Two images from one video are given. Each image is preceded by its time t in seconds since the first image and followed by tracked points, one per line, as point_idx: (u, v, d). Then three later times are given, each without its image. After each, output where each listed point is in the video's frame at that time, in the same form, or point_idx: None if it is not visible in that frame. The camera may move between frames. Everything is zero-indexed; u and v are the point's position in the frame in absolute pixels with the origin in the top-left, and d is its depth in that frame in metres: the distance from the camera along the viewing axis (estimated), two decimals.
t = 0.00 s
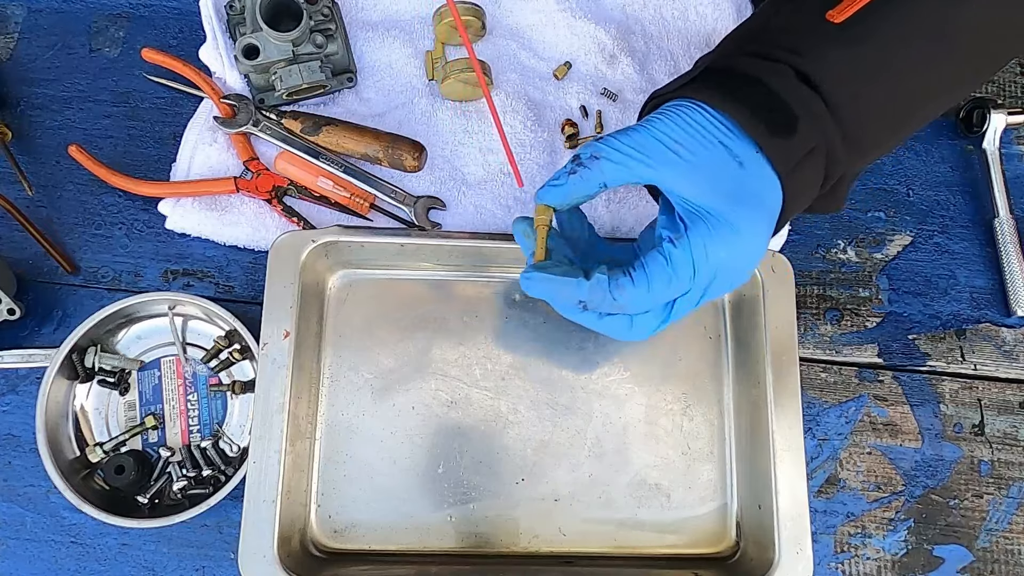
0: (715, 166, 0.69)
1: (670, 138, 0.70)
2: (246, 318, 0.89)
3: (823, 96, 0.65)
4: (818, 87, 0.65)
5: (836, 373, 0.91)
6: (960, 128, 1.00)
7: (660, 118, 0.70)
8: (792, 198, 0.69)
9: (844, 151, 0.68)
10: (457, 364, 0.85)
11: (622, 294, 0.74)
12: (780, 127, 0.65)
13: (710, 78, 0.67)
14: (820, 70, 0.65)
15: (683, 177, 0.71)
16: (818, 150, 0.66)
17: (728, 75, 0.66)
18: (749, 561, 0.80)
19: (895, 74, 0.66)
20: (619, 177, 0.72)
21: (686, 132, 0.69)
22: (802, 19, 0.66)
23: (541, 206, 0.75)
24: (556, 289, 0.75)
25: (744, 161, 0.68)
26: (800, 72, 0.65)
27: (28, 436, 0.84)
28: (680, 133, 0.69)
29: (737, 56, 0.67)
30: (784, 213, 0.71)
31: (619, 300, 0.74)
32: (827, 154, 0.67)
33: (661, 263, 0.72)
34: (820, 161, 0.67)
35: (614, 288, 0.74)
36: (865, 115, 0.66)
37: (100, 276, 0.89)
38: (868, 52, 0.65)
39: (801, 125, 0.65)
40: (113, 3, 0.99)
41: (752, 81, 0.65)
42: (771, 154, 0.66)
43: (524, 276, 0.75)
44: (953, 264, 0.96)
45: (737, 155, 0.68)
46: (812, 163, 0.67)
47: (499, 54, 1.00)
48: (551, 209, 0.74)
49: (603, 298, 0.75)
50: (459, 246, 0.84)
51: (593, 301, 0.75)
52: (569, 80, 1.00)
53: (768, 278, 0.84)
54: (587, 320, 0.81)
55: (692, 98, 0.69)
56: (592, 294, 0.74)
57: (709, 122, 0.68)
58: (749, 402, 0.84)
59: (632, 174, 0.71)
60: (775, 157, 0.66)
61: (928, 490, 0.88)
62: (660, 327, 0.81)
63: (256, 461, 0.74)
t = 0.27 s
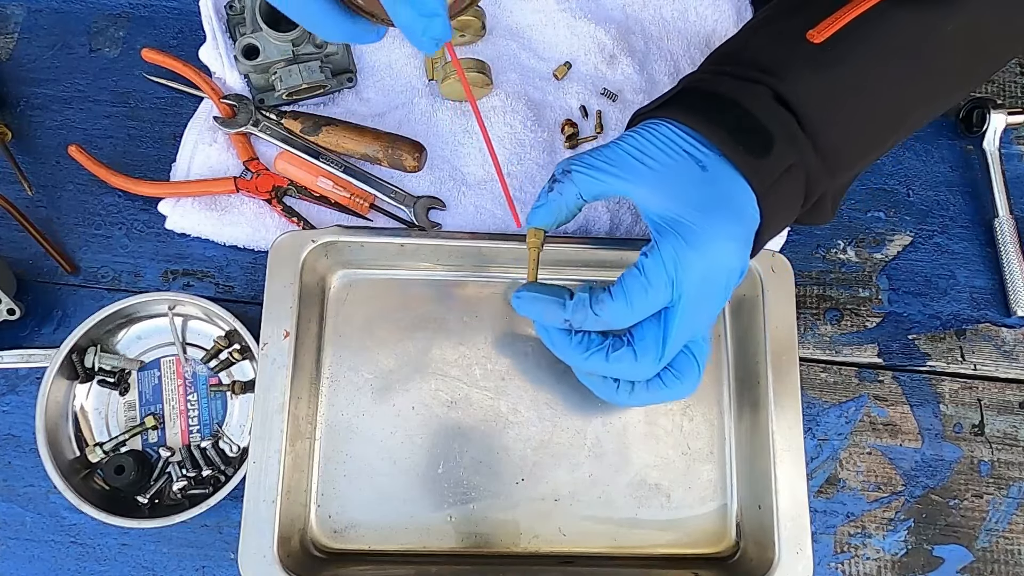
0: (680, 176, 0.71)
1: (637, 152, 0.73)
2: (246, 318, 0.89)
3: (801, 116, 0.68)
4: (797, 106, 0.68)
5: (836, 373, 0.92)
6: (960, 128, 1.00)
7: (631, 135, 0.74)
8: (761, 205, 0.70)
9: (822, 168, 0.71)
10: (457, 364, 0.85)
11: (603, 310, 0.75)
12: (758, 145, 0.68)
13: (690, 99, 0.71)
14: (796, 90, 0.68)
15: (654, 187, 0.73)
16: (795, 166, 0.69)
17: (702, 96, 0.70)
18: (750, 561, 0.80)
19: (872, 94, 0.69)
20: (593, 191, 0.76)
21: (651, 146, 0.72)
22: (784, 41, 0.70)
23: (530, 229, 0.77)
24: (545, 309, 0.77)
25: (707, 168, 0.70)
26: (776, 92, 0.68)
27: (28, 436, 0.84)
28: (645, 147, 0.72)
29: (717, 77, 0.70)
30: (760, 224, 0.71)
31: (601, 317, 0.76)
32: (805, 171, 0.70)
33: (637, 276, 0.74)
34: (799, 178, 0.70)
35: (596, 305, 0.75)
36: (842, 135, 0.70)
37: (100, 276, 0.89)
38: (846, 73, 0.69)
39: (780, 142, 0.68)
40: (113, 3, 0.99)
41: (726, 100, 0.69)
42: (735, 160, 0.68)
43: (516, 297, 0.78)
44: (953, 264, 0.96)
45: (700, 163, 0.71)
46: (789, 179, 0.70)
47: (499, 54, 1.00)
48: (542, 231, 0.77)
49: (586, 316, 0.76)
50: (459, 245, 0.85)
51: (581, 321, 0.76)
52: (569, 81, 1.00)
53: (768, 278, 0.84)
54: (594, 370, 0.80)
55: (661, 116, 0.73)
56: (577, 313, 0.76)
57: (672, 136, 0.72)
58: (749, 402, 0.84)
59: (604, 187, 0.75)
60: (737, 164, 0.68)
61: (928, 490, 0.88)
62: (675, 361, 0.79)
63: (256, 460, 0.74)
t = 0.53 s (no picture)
0: (676, 177, 0.72)
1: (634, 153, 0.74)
2: (246, 318, 0.89)
3: (800, 118, 0.68)
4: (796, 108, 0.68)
5: (836, 373, 0.92)
6: (960, 128, 1.00)
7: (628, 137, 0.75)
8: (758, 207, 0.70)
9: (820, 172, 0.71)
10: (457, 364, 0.85)
11: (598, 310, 0.75)
12: (755, 147, 0.68)
13: (688, 102, 0.71)
14: (795, 92, 0.68)
15: (650, 188, 0.73)
16: (792, 169, 0.69)
17: (700, 98, 0.71)
18: (750, 561, 0.80)
19: (869, 97, 0.70)
20: (589, 192, 0.76)
21: (649, 147, 0.73)
22: (782, 44, 0.70)
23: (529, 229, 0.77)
24: (541, 310, 0.76)
25: (703, 169, 0.71)
26: (774, 95, 0.69)
27: (28, 436, 0.84)
28: (642, 148, 0.73)
29: (716, 80, 0.71)
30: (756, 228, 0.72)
31: (596, 317, 0.76)
32: (803, 175, 0.70)
33: (633, 277, 0.74)
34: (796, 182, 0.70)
35: (591, 305, 0.75)
36: (841, 136, 0.69)
37: (100, 276, 0.89)
38: (844, 76, 0.69)
39: (778, 143, 0.68)
40: (113, 3, 0.99)
41: (725, 102, 0.69)
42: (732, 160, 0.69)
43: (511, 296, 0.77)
44: (953, 265, 0.96)
45: (696, 165, 0.72)
46: (786, 182, 0.70)
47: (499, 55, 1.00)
48: (540, 231, 0.77)
49: (581, 316, 0.76)
50: (459, 246, 0.85)
51: (576, 321, 0.76)
52: (568, 81, 1.00)
53: (768, 279, 0.84)
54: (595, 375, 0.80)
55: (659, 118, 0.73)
56: (572, 313, 0.76)
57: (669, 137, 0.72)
58: (749, 402, 0.84)
59: (600, 189, 0.75)
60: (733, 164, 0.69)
61: (928, 490, 0.88)
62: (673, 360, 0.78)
63: (256, 461, 0.74)
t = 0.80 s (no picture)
0: (674, 176, 0.72)
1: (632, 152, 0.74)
2: (246, 318, 0.89)
3: (799, 118, 0.68)
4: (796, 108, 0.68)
5: (836, 373, 0.92)
6: (960, 128, 1.00)
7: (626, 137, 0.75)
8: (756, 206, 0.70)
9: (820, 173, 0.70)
10: (457, 364, 0.85)
11: (594, 307, 0.75)
12: (755, 147, 0.68)
13: (687, 102, 0.71)
14: (795, 93, 0.68)
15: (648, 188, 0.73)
16: (791, 170, 0.69)
17: (700, 99, 0.71)
18: (750, 561, 0.80)
19: (869, 97, 0.70)
20: (588, 193, 0.76)
21: (648, 146, 0.73)
22: (782, 45, 0.70)
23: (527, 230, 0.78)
24: (539, 308, 0.77)
25: (701, 168, 0.72)
26: (774, 96, 0.68)
27: (28, 436, 0.84)
28: (641, 147, 0.73)
29: (716, 81, 0.71)
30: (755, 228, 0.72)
31: (593, 314, 0.76)
32: (803, 176, 0.70)
33: (631, 275, 0.74)
34: (795, 183, 0.70)
35: (589, 303, 0.75)
36: (841, 137, 0.69)
37: (100, 276, 0.89)
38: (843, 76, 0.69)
39: (778, 144, 0.68)
40: (113, 3, 0.99)
41: (724, 102, 0.69)
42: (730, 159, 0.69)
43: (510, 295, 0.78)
44: (953, 264, 0.96)
45: (695, 164, 0.72)
46: (786, 182, 0.70)
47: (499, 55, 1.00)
48: (538, 229, 0.78)
49: (578, 314, 0.76)
50: (458, 245, 0.85)
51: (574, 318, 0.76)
52: (568, 81, 1.00)
53: (768, 278, 0.84)
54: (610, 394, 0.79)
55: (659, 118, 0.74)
56: (570, 311, 0.76)
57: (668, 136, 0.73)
58: (749, 402, 0.84)
59: (598, 188, 0.75)
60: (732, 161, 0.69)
61: (928, 490, 0.88)
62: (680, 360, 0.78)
63: (256, 461, 0.74)
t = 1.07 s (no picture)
0: (673, 176, 0.72)
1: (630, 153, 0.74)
2: (245, 318, 0.89)
3: (800, 119, 0.68)
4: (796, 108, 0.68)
5: (836, 374, 0.92)
6: (960, 128, 1.00)
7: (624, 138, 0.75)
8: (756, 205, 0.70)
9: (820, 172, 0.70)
10: (457, 364, 0.85)
11: (593, 307, 0.75)
12: (755, 148, 0.68)
13: (688, 103, 0.71)
14: (795, 93, 0.68)
15: (647, 188, 0.73)
16: (791, 171, 0.69)
17: (699, 99, 0.71)
18: (750, 561, 0.80)
19: (870, 97, 0.70)
20: (586, 194, 0.76)
21: (646, 147, 0.73)
22: (782, 45, 0.70)
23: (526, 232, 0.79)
24: (537, 309, 0.77)
25: (700, 168, 0.71)
26: (774, 96, 0.68)
27: (28, 436, 0.84)
28: (639, 147, 0.73)
29: (716, 81, 0.71)
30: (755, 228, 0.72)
31: (592, 315, 0.75)
32: (803, 176, 0.70)
33: (630, 276, 0.73)
34: (794, 184, 0.70)
35: (587, 304, 0.75)
36: (841, 138, 0.69)
37: (100, 276, 0.89)
38: (844, 76, 0.69)
39: (777, 144, 0.68)
40: (113, 3, 0.99)
41: (724, 102, 0.69)
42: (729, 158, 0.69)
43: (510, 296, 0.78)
44: (953, 264, 0.96)
45: (693, 164, 0.72)
46: (785, 183, 0.70)
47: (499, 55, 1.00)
48: (537, 231, 0.78)
49: (578, 314, 0.76)
50: (458, 245, 0.85)
51: (572, 318, 0.76)
52: (568, 81, 1.00)
53: (768, 278, 0.84)
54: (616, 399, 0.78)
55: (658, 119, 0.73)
56: (569, 311, 0.76)
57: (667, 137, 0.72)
58: (749, 402, 0.84)
59: (597, 189, 0.75)
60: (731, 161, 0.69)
61: (927, 490, 0.88)
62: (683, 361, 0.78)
63: (256, 461, 0.74)
